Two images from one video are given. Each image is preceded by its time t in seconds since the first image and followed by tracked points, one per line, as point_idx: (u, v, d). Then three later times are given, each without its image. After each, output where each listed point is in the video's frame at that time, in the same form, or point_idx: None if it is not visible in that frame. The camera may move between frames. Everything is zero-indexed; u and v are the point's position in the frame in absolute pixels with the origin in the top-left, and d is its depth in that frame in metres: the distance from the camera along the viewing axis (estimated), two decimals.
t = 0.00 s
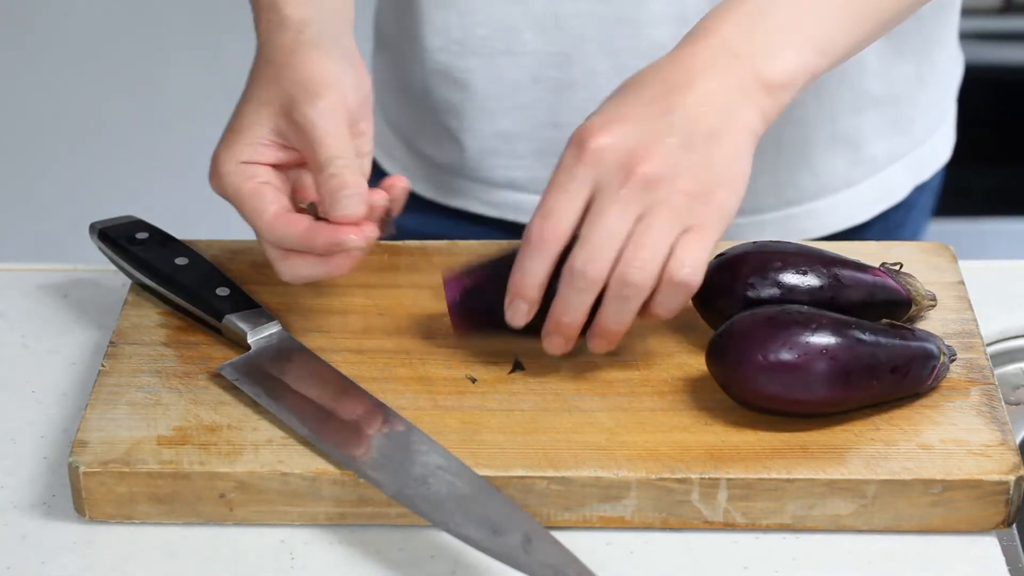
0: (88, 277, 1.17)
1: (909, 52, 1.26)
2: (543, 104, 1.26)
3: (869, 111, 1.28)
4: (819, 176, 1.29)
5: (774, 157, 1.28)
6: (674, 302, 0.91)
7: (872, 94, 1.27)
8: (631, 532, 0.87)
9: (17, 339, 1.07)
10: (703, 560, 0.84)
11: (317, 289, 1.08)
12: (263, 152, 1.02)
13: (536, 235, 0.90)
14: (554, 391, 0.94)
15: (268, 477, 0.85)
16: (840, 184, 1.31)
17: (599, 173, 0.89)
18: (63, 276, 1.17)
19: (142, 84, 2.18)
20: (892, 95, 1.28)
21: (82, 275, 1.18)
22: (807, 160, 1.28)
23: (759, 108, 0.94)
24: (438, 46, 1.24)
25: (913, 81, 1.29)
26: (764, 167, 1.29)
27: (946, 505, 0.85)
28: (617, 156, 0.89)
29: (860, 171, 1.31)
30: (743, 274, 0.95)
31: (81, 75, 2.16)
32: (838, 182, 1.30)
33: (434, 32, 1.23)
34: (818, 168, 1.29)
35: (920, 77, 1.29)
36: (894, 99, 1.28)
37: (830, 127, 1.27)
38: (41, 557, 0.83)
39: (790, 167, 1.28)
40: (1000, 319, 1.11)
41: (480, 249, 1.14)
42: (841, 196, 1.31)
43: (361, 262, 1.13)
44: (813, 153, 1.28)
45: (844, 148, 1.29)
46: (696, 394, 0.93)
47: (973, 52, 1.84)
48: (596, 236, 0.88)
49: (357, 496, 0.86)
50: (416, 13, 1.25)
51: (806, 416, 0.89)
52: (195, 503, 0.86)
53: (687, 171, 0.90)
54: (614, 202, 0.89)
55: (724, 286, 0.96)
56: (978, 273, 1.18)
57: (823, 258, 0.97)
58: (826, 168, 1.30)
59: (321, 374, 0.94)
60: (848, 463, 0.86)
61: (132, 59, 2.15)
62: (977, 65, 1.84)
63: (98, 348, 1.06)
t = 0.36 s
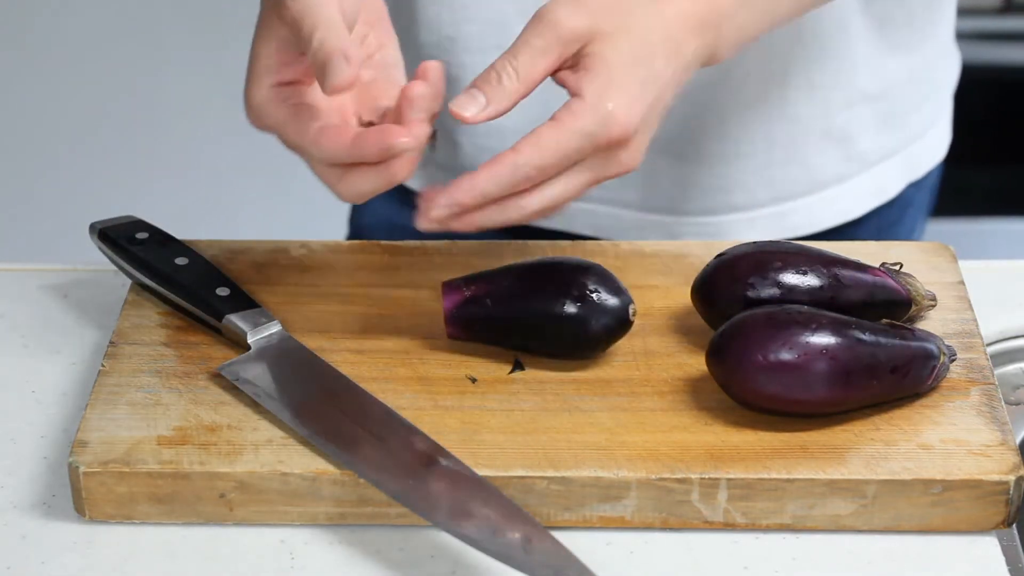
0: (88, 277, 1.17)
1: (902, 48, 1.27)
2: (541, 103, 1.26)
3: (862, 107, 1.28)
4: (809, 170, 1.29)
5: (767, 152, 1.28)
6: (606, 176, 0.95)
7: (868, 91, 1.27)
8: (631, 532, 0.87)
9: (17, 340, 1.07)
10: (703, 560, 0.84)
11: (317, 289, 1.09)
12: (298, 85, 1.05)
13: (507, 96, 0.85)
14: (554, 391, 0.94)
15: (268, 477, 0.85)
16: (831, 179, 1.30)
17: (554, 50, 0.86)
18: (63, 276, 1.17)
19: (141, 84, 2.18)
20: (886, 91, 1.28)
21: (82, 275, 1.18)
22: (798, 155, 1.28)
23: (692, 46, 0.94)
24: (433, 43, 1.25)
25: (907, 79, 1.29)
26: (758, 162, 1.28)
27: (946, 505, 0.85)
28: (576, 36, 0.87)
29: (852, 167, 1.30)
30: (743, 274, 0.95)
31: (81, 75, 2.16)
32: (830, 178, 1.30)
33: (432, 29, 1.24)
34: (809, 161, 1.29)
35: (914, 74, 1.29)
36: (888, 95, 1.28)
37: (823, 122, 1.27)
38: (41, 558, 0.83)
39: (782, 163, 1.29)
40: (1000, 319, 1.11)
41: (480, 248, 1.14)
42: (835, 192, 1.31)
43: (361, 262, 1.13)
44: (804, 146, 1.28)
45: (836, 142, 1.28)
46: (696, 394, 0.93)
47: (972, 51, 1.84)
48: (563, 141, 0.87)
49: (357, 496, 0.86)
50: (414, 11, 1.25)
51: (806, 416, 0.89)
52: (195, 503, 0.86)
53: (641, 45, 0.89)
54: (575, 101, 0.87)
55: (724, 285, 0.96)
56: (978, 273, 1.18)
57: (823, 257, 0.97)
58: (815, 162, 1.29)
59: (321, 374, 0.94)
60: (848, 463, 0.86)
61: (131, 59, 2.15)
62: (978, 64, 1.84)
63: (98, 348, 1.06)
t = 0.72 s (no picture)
0: (87, 277, 1.17)
1: (902, 49, 1.27)
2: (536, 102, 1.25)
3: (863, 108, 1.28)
4: (810, 171, 1.29)
5: (767, 152, 1.28)
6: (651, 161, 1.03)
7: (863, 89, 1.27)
8: (631, 533, 0.87)
9: (17, 340, 1.07)
10: (703, 560, 0.84)
11: (316, 289, 1.09)
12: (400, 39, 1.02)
13: (538, 108, 0.90)
14: (554, 391, 0.94)
15: (268, 477, 0.85)
16: (832, 180, 1.30)
17: (587, 54, 0.91)
18: (63, 276, 1.17)
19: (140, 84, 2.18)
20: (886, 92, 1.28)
21: (81, 275, 1.17)
22: (798, 156, 1.28)
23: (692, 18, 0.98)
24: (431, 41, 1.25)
25: (907, 80, 1.29)
26: (758, 162, 1.28)
27: (946, 505, 0.85)
28: (611, 35, 0.92)
29: (853, 168, 1.30)
30: (743, 275, 0.95)
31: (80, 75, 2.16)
32: (831, 179, 1.30)
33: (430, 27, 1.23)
34: (809, 162, 1.29)
35: (914, 75, 1.29)
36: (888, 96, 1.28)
37: (824, 123, 1.26)
38: (41, 558, 0.83)
39: (781, 163, 1.28)
40: (1000, 319, 1.11)
41: (480, 248, 1.14)
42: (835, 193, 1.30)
43: (361, 262, 1.13)
44: (805, 148, 1.28)
45: (837, 144, 1.28)
46: (696, 394, 0.93)
47: (971, 52, 1.85)
48: (622, 136, 0.94)
49: (357, 496, 0.86)
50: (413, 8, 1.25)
51: (806, 416, 0.89)
52: (195, 503, 0.86)
53: (668, 33, 0.95)
54: (630, 99, 0.95)
55: (724, 285, 0.96)
56: (978, 273, 1.18)
57: (823, 257, 0.97)
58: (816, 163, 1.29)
59: (321, 373, 0.94)
60: (848, 463, 0.86)
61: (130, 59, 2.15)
62: (978, 65, 1.84)
63: (98, 348, 1.06)
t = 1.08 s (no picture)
0: (87, 277, 1.17)
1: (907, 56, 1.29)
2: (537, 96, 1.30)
3: (868, 114, 1.29)
4: (816, 176, 1.30)
5: (773, 156, 1.28)
6: (700, 160, 1.12)
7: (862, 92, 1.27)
8: (631, 533, 0.87)
9: (16, 340, 1.07)
10: (703, 560, 0.84)
11: (317, 289, 1.08)
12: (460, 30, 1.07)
13: (566, 105, 1.01)
14: (554, 392, 0.94)
15: (268, 477, 0.85)
16: (839, 184, 1.31)
17: (620, 55, 1.03)
18: (62, 276, 1.17)
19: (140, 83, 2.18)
20: (891, 99, 1.29)
21: (81, 275, 1.17)
22: (804, 160, 1.29)
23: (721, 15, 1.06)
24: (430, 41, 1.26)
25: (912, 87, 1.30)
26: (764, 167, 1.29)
27: (946, 505, 0.85)
28: (645, 38, 1.03)
29: (859, 173, 1.31)
30: (743, 275, 0.95)
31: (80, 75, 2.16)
32: (837, 183, 1.31)
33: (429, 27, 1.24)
34: (816, 167, 1.30)
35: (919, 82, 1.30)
36: (894, 102, 1.29)
37: (829, 128, 1.28)
38: (41, 557, 0.83)
39: (787, 167, 1.29)
40: (1000, 319, 1.11)
41: (480, 248, 1.14)
42: (841, 197, 1.31)
43: (360, 262, 1.13)
44: (812, 152, 1.29)
45: (843, 149, 1.29)
46: (696, 394, 0.93)
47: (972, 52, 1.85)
48: (668, 120, 1.03)
49: (357, 496, 0.86)
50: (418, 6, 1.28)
51: (806, 416, 0.89)
52: (195, 503, 0.86)
53: (704, 31, 1.04)
54: (678, 87, 1.05)
55: (724, 286, 0.96)
56: (978, 273, 1.18)
57: (823, 257, 0.97)
58: (823, 168, 1.30)
59: (321, 373, 0.94)
60: (848, 463, 0.86)
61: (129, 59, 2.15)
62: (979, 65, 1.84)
63: (98, 348, 1.06)
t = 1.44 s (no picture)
0: (87, 277, 1.17)
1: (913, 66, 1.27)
2: (536, 93, 1.23)
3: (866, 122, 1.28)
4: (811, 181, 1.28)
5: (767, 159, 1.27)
6: None
7: (859, 97, 1.25)
8: (631, 533, 0.87)
9: (16, 339, 1.07)
10: (703, 560, 0.84)
11: (317, 289, 1.08)
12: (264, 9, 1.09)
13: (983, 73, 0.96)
14: (554, 391, 0.94)
15: (268, 477, 0.85)
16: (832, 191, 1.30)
17: None
18: (62, 276, 1.17)
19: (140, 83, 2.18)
20: (889, 108, 1.28)
21: (80, 275, 1.17)
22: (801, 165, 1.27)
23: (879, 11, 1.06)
24: (434, 36, 1.22)
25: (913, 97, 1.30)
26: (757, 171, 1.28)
27: (946, 505, 0.85)
28: None
29: (854, 179, 1.30)
30: (743, 275, 0.95)
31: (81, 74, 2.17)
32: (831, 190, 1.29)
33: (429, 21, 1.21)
34: (808, 173, 1.28)
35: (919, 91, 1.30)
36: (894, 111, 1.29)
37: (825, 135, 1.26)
38: (41, 557, 0.83)
39: (782, 171, 1.28)
40: (1000, 319, 1.11)
41: (480, 248, 1.14)
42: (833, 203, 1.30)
43: (360, 262, 1.13)
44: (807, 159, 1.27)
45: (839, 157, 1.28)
46: (696, 394, 0.93)
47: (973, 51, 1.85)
48: None
49: (357, 497, 0.86)
50: None
51: (806, 416, 0.89)
52: (195, 503, 0.86)
53: None
54: None
55: (724, 285, 0.96)
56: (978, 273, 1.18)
57: (823, 257, 0.97)
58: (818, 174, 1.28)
59: (321, 373, 0.94)
60: (848, 463, 0.86)
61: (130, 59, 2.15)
62: (981, 65, 1.84)
63: (98, 348, 1.06)
